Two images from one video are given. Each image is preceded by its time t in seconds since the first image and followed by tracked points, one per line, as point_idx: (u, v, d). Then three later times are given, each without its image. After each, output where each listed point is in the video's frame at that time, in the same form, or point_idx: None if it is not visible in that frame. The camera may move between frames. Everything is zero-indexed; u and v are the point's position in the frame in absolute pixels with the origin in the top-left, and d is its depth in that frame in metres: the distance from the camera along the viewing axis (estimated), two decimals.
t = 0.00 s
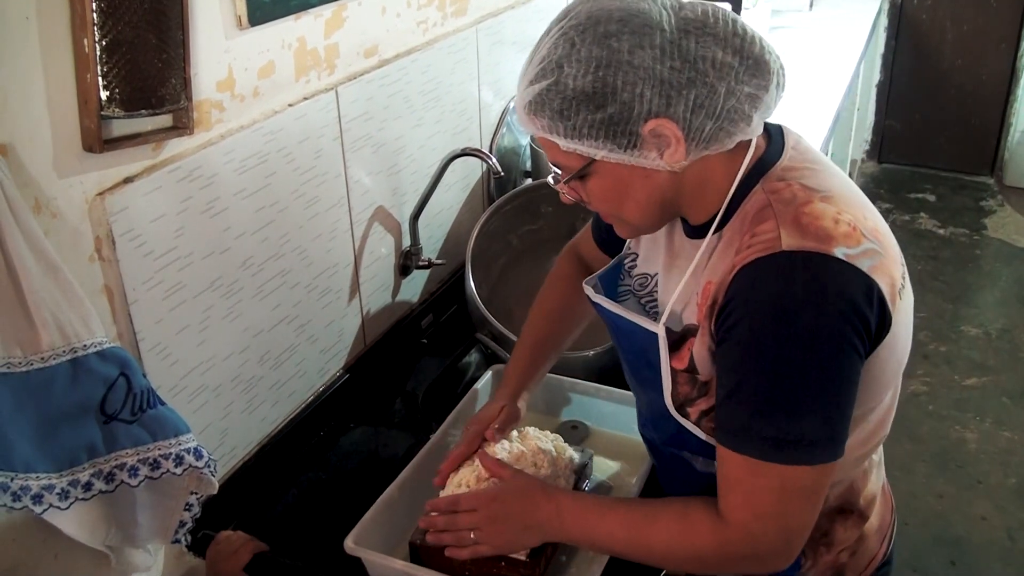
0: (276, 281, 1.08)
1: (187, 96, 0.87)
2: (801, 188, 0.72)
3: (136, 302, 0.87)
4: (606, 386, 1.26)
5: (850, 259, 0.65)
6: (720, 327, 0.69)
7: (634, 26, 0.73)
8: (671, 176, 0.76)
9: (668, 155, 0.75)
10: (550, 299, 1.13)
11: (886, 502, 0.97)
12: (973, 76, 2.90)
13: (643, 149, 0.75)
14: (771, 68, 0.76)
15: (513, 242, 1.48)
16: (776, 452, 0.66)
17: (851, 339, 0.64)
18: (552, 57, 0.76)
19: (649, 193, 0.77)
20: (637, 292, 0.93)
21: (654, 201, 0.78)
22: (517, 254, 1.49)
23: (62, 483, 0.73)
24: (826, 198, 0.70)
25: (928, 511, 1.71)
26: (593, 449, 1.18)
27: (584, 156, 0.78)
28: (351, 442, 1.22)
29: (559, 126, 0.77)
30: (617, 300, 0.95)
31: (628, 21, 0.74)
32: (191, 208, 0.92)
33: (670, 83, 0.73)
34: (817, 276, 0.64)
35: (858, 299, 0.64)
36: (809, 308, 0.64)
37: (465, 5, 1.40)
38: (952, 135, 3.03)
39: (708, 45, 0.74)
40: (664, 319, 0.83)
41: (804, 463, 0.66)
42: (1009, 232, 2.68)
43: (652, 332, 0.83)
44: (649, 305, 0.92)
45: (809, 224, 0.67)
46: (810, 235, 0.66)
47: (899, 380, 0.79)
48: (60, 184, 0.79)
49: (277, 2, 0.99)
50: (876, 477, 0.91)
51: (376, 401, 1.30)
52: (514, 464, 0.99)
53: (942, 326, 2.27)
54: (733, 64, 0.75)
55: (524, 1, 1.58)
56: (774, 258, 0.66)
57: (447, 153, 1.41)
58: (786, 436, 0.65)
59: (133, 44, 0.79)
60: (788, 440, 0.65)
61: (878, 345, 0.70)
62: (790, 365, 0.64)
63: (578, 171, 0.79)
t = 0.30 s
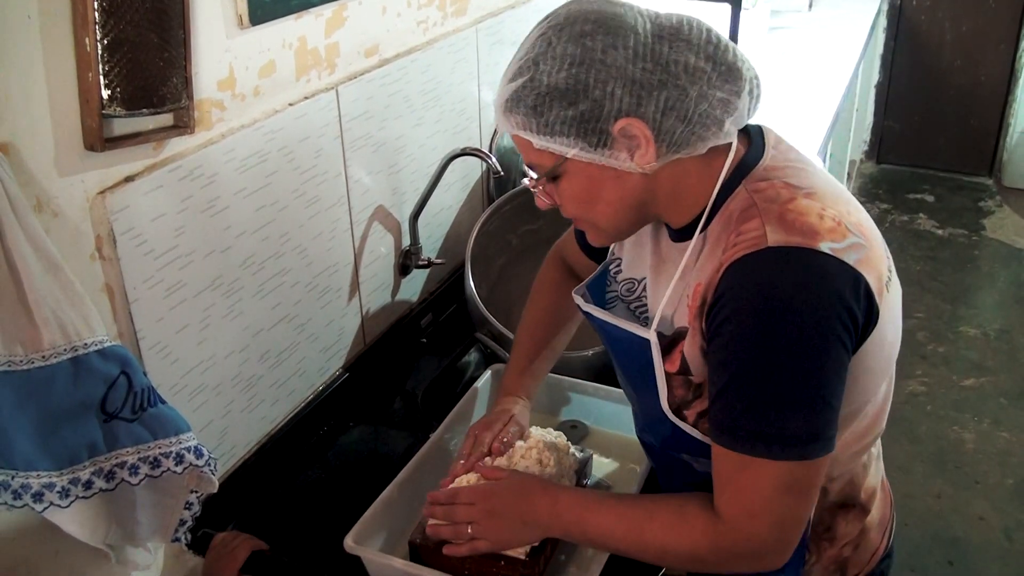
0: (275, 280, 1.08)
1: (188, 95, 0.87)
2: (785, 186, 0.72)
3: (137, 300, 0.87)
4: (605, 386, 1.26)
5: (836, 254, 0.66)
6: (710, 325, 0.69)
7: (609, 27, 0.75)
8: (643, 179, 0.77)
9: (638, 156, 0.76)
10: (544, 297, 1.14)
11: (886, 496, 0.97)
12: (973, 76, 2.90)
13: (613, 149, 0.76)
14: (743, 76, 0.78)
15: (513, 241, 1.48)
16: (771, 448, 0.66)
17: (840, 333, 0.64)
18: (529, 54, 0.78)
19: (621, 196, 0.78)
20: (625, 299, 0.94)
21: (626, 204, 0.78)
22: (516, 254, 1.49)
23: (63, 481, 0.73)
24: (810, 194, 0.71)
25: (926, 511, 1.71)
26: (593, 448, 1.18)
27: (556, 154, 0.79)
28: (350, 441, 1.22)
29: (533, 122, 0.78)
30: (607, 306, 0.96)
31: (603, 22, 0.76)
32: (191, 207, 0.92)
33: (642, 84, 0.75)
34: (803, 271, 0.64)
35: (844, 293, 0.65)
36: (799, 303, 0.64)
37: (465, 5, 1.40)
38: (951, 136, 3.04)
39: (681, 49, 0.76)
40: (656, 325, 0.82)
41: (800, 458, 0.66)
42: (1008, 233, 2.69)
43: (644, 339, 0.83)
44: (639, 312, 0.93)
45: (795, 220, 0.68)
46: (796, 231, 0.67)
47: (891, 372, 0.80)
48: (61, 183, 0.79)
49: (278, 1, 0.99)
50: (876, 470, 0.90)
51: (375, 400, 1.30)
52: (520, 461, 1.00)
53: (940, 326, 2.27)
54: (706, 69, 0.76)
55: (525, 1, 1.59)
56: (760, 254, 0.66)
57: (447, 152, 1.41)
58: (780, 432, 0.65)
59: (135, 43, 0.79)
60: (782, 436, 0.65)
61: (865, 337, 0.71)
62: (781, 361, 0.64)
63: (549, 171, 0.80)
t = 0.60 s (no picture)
0: (273, 281, 1.07)
1: (187, 95, 0.87)
2: (775, 188, 0.72)
3: (135, 300, 0.87)
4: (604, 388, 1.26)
5: (824, 258, 0.66)
6: (698, 328, 0.69)
7: (586, 29, 0.76)
8: (636, 175, 0.76)
9: (628, 152, 0.75)
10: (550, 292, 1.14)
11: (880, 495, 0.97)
12: (971, 78, 2.91)
13: (603, 148, 0.76)
14: (725, 65, 0.78)
15: (511, 242, 1.48)
16: (762, 451, 0.66)
17: (825, 337, 0.64)
18: (511, 65, 0.79)
19: (616, 194, 0.77)
20: (624, 294, 0.96)
21: (621, 202, 0.77)
22: (516, 255, 1.49)
23: (61, 481, 0.73)
24: (800, 196, 0.71)
25: (924, 513, 1.71)
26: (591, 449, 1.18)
27: (548, 159, 0.79)
28: (349, 441, 1.22)
29: (523, 130, 0.79)
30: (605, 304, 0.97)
31: (580, 25, 0.76)
32: (190, 207, 0.92)
33: (623, 81, 0.75)
34: (789, 275, 0.64)
35: (831, 296, 0.65)
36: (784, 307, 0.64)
37: (465, 5, 1.40)
38: (950, 138, 3.04)
39: (659, 44, 0.76)
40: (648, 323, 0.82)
41: (788, 461, 0.66)
42: (1007, 235, 2.69)
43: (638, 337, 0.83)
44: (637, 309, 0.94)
45: (783, 224, 0.67)
46: (783, 235, 0.67)
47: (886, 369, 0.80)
48: (60, 182, 0.79)
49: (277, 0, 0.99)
50: (868, 473, 0.90)
51: (374, 401, 1.30)
52: (520, 461, 1.00)
53: (938, 328, 2.27)
54: (686, 62, 0.76)
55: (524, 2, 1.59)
56: (746, 258, 0.66)
57: (446, 153, 1.41)
58: (770, 436, 0.65)
59: (134, 42, 0.79)
60: (772, 440, 0.66)
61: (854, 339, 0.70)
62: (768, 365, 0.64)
63: (545, 176, 0.80)
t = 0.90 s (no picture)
0: (272, 282, 1.07)
1: (188, 95, 0.87)
2: (808, 197, 0.70)
3: (135, 300, 0.87)
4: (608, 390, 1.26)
5: (846, 273, 0.64)
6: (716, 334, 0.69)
7: (615, 29, 0.74)
8: (685, 165, 0.74)
9: (676, 142, 0.73)
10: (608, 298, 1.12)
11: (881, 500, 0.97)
12: (970, 80, 2.91)
13: (651, 141, 0.73)
14: (758, 41, 0.75)
15: (511, 243, 1.48)
16: (777, 462, 0.66)
17: (845, 351, 0.64)
18: (546, 75, 0.78)
19: (670, 187, 0.74)
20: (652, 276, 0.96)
21: (675, 196, 0.75)
22: (516, 256, 1.49)
23: (62, 481, 0.73)
24: (831, 208, 0.69)
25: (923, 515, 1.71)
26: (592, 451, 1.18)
27: (598, 161, 0.77)
28: (348, 442, 1.22)
29: (568, 137, 0.78)
30: (635, 282, 0.97)
31: (608, 25, 0.75)
32: (191, 207, 0.92)
33: (660, 73, 0.73)
34: (807, 287, 0.63)
35: (851, 310, 0.64)
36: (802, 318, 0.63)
37: (466, 6, 1.40)
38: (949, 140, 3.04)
39: (690, 29, 0.74)
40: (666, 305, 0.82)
41: (804, 472, 0.66)
42: (1006, 238, 2.69)
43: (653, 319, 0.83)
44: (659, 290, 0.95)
45: (809, 234, 0.66)
46: (809, 244, 0.65)
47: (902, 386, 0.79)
48: (61, 182, 0.79)
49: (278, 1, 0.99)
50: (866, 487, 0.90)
51: (373, 402, 1.30)
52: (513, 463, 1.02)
53: (936, 330, 2.28)
54: (719, 43, 0.74)
55: (524, 3, 1.59)
56: (767, 265, 0.65)
57: (446, 154, 1.41)
58: (786, 448, 0.65)
59: (135, 42, 0.79)
60: (788, 451, 0.65)
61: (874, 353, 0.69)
62: (785, 376, 0.64)
63: (599, 178, 0.79)
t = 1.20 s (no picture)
0: (271, 283, 1.07)
1: (188, 96, 0.87)
2: (874, 200, 0.69)
3: (135, 301, 0.87)
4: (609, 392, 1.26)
5: (916, 276, 0.64)
6: (779, 337, 0.69)
7: (693, 10, 0.72)
8: (749, 156, 0.73)
9: (744, 131, 0.71)
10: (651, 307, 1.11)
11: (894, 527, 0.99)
12: (970, 82, 2.92)
13: (719, 129, 0.72)
14: (834, 36, 0.73)
15: (511, 244, 1.48)
16: (843, 469, 0.65)
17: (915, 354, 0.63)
18: (619, 51, 0.76)
19: (733, 179, 0.73)
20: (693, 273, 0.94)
21: (734, 186, 0.73)
22: (516, 257, 1.49)
23: (61, 482, 0.73)
24: (898, 211, 0.69)
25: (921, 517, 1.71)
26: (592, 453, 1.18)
27: (661, 145, 0.75)
28: (348, 442, 1.22)
29: (634, 117, 0.75)
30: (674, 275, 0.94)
31: (688, 6, 0.73)
32: (191, 208, 0.92)
33: (735, 60, 0.71)
34: (879, 289, 0.63)
35: (921, 313, 0.64)
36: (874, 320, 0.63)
37: (466, 7, 1.41)
38: (948, 142, 3.05)
39: (769, 18, 0.71)
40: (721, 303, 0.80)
41: (870, 479, 0.65)
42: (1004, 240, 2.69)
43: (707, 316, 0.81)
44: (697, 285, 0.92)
45: (879, 236, 0.66)
46: (879, 246, 0.65)
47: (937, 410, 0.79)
48: (62, 183, 0.79)
49: (279, 3, 0.99)
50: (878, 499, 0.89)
51: (372, 402, 1.30)
52: (515, 466, 1.02)
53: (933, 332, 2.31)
54: (797, 35, 0.71)
55: (524, 5, 1.59)
56: (839, 267, 0.66)
57: (445, 155, 1.41)
58: (854, 454, 0.65)
59: (136, 43, 0.79)
60: (856, 457, 0.65)
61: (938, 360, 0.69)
62: (857, 381, 0.63)
63: (658, 163, 0.76)
